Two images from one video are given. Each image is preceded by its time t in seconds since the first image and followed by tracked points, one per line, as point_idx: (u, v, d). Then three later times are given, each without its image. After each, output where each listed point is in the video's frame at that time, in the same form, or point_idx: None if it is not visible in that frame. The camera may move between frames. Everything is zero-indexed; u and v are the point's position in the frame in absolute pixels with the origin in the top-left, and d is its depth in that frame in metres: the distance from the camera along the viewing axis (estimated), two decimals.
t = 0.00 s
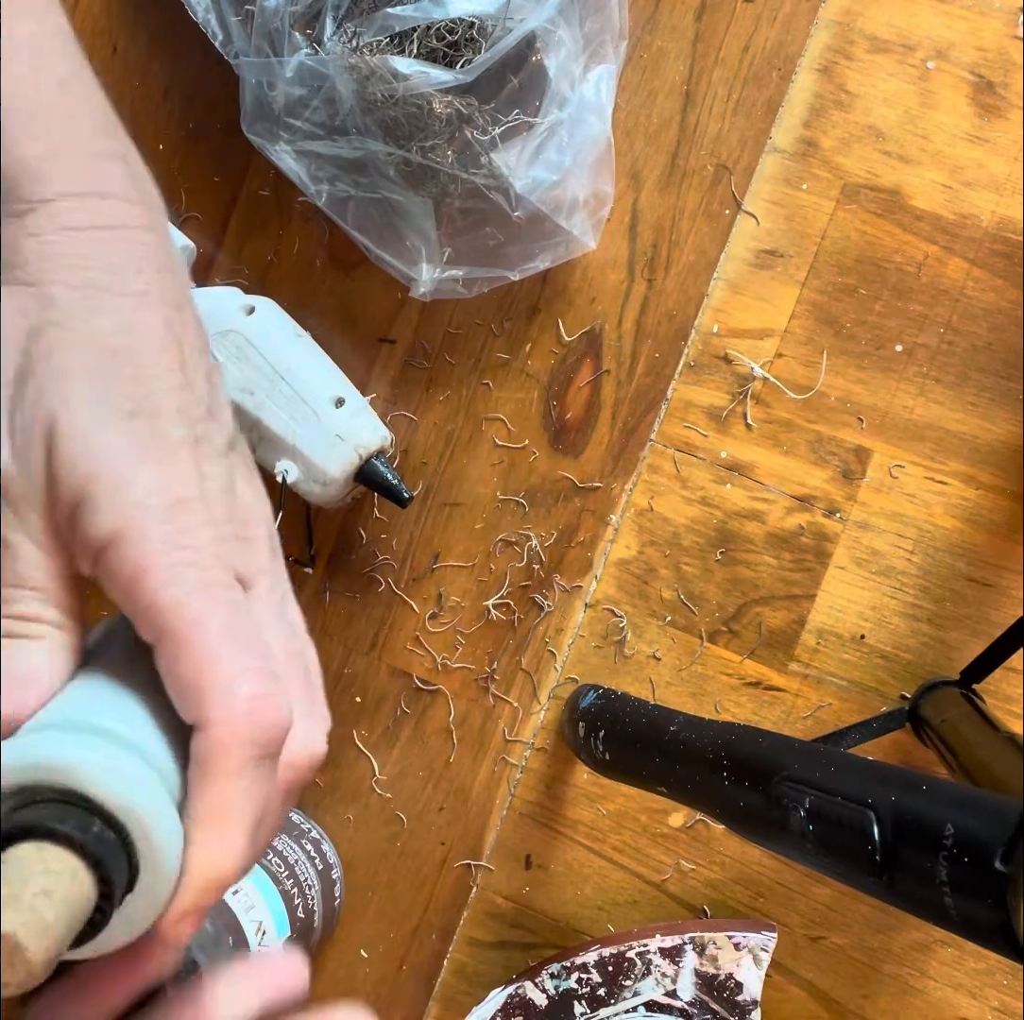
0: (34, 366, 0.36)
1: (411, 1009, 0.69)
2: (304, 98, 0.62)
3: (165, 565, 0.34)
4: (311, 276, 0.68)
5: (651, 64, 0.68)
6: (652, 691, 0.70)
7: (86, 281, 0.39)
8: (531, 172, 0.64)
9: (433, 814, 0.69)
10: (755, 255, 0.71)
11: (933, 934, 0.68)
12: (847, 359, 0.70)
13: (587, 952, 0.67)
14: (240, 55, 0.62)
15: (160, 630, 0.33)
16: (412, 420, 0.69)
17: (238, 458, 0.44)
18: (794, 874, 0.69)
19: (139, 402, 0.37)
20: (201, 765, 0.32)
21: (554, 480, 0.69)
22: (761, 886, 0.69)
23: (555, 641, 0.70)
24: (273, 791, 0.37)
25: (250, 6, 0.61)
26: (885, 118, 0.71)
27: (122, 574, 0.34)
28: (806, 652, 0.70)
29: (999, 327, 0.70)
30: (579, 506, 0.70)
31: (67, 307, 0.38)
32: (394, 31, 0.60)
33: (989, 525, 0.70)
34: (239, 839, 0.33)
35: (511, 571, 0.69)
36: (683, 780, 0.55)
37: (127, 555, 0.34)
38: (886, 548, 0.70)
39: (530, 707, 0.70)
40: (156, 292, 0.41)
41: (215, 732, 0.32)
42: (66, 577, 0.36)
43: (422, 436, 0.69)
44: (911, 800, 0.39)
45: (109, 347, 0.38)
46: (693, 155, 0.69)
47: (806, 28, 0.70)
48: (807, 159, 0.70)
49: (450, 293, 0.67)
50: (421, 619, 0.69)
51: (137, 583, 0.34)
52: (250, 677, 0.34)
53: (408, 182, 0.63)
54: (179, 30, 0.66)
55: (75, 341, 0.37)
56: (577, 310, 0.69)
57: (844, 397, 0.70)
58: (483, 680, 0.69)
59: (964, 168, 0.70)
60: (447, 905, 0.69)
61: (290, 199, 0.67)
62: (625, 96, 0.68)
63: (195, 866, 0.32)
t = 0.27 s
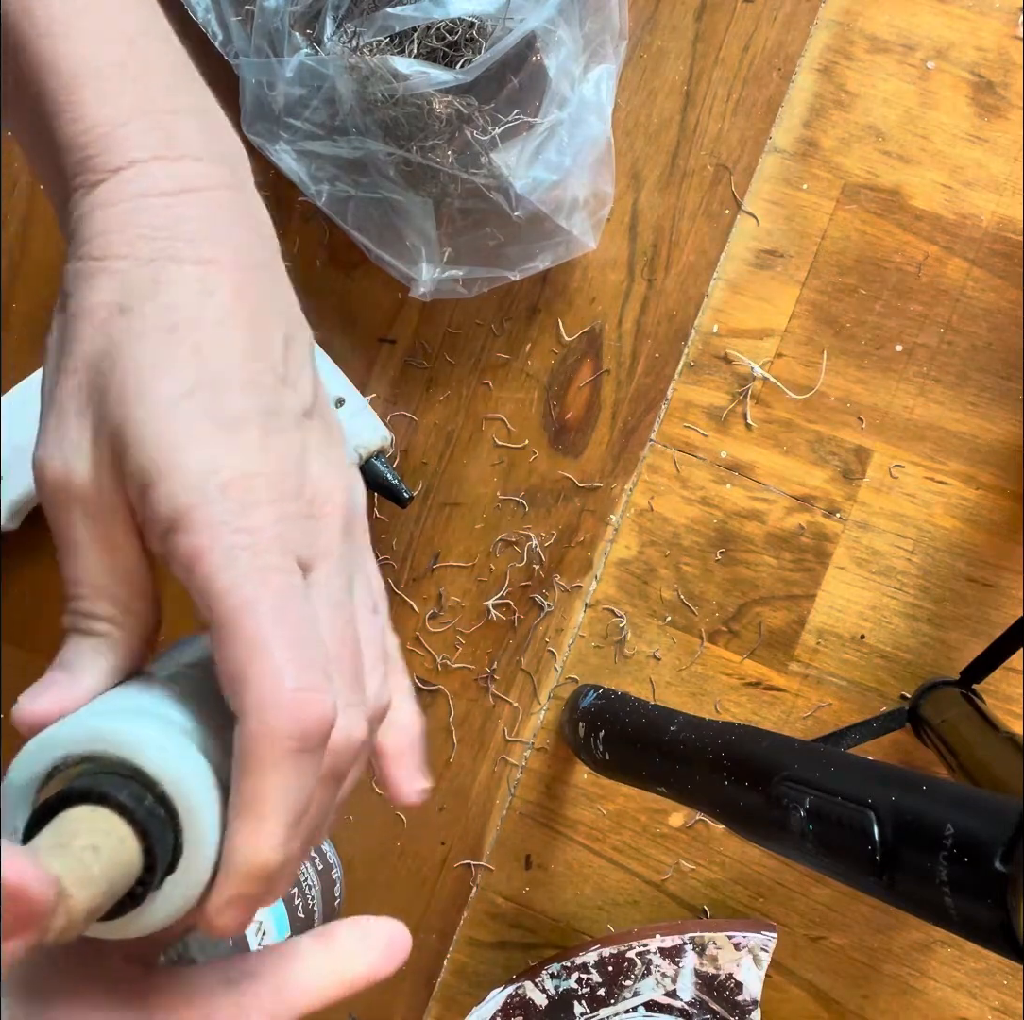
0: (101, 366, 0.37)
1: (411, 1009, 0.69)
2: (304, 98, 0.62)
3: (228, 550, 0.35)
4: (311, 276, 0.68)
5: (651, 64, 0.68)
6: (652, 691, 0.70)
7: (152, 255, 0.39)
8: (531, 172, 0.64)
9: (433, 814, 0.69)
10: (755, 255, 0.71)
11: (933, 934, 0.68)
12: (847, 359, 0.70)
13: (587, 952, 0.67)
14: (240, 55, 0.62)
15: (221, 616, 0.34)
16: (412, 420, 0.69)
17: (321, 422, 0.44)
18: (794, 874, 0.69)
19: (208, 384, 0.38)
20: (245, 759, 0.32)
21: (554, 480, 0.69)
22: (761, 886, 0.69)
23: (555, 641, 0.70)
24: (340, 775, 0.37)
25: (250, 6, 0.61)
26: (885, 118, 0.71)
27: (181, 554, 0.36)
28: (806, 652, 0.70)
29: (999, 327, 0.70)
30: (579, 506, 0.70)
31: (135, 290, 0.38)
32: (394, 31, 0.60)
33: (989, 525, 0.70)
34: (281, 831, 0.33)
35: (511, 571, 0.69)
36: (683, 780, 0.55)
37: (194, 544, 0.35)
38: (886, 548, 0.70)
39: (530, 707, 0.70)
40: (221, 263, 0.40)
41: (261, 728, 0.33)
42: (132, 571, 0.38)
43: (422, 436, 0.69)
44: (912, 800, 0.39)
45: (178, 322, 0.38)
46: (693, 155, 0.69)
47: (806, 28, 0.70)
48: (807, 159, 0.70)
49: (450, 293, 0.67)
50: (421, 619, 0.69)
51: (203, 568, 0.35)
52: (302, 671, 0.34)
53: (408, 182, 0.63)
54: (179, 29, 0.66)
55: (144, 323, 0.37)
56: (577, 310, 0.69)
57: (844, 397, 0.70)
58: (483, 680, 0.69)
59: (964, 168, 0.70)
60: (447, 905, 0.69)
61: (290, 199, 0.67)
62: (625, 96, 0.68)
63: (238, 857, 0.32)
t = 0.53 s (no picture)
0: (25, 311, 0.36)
1: (411, 1009, 0.69)
2: (304, 98, 0.62)
3: (74, 427, 0.30)
4: (311, 276, 0.68)
5: (651, 64, 0.68)
6: (652, 691, 0.70)
7: None
8: (531, 172, 0.64)
9: (433, 814, 0.69)
10: (755, 255, 0.71)
11: (933, 934, 0.68)
12: (847, 359, 0.70)
13: (587, 952, 0.67)
14: (240, 55, 0.62)
15: (54, 489, 0.29)
16: (412, 420, 0.69)
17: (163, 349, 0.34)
18: (794, 874, 0.69)
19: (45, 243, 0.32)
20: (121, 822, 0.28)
21: (554, 480, 0.69)
22: (761, 886, 0.69)
23: (555, 641, 0.70)
24: (255, 682, 0.34)
25: (250, 6, 0.61)
26: (885, 118, 0.71)
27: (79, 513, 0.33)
28: (806, 652, 0.70)
29: (999, 327, 0.70)
30: (579, 506, 0.70)
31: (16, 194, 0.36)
32: (394, 31, 0.60)
33: (989, 525, 0.70)
34: (179, 737, 0.29)
35: (511, 571, 0.69)
36: (683, 780, 0.55)
37: (28, 424, 0.30)
38: (886, 548, 0.70)
39: (530, 707, 0.70)
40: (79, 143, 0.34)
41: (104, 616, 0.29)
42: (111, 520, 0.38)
43: (422, 436, 0.69)
44: (912, 800, 0.39)
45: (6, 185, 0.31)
46: (693, 155, 0.69)
47: (806, 27, 0.70)
48: (807, 159, 0.70)
49: (450, 293, 0.67)
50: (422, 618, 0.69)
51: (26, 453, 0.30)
52: (151, 532, 0.30)
53: (408, 182, 0.63)
54: (180, 30, 0.66)
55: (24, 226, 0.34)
56: (577, 310, 0.69)
57: (844, 397, 0.70)
58: (483, 680, 0.69)
59: (964, 168, 0.70)
60: (447, 905, 0.69)
61: (290, 198, 0.67)
62: (625, 96, 0.68)
63: (127, 762, 0.28)
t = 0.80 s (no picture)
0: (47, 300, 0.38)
1: (411, 1009, 0.69)
2: (304, 98, 0.62)
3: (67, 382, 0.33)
4: (311, 275, 0.68)
5: (651, 64, 0.68)
6: (652, 691, 0.70)
7: None
8: (531, 172, 0.64)
9: (433, 814, 0.69)
10: (755, 255, 0.71)
11: (933, 934, 0.68)
12: (847, 359, 0.70)
13: (587, 951, 0.67)
14: (239, 54, 0.62)
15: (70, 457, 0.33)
16: (412, 420, 0.69)
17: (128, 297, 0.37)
18: (794, 874, 0.69)
19: (25, 203, 0.34)
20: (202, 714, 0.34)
21: (554, 480, 0.69)
22: (761, 886, 0.69)
23: (555, 641, 0.70)
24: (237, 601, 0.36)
25: (250, 6, 0.61)
26: (885, 118, 0.71)
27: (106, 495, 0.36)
28: (806, 653, 0.70)
29: (999, 327, 0.70)
30: (579, 506, 0.70)
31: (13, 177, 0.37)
32: (394, 31, 0.60)
33: (989, 525, 0.70)
34: (231, 634, 0.34)
35: (511, 571, 0.69)
36: (683, 780, 0.55)
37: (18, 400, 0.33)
38: (886, 548, 0.70)
39: (530, 707, 0.69)
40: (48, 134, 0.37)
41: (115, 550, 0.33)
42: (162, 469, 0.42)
43: (422, 436, 0.69)
44: (912, 800, 0.39)
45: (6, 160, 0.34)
46: (693, 155, 0.69)
47: (806, 27, 0.70)
48: (807, 159, 0.70)
49: (450, 292, 0.67)
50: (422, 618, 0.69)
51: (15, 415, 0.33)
52: (158, 463, 0.35)
53: (408, 182, 0.63)
54: (180, 29, 0.66)
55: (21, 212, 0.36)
56: (577, 310, 0.69)
57: (844, 397, 0.70)
58: (483, 680, 0.69)
59: (964, 168, 0.70)
60: (447, 905, 0.69)
61: (290, 198, 0.67)
62: (625, 96, 0.68)
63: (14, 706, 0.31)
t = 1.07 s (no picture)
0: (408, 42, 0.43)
1: (411, 1009, 0.69)
2: (304, 98, 0.64)
3: (588, 245, 0.43)
4: (311, 276, 0.68)
5: (651, 64, 0.68)
6: (652, 691, 0.70)
7: (456, 9, 0.42)
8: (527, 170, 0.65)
9: (433, 813, 0.69)
10: (755, 255, 0.71)
11: (932, 934, 0.68)
12: (847, 359, 0.70)
13: (587, 951, 0.67)
14: (241, 54, 0.63)
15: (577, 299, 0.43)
16: (412, 420, 0.69)
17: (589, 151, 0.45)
18: (794, 874, 0.69)
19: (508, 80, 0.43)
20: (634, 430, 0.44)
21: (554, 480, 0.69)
22: (761, 886, 0.69)
23: (555, 641, 0.70)
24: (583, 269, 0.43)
25: (250, 7, 0.63)
26: (885, 118, 0.71)
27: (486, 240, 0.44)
28: (806, 653, 0.70)
29: (999, 327, 0.70)
30: (579, 506, 0.69)
31: None
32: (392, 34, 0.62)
33: (990, 525, 0.70)
34: (674, 365, 0.44)
35: (511, 571, 0.69)
36: (683, 780, 0.55)
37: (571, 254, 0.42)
38: (886, 548, 0.70)
39: (530, 707, 0.69)
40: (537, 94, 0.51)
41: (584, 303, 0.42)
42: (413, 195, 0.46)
43: (422, 437, 0.69)
44: (912, 800, 0.39)
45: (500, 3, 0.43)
46: (693, 154, 0.69)
47: (806, 27, 0.70)
48: (807, 159, 0.70)
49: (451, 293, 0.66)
50: (422, 619, 0.69)
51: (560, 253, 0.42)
52: (651, 324, 0.43)
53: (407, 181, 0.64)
54: (180, 29, 0.66)
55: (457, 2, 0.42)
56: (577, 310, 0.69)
57: (844, 397, 0.70)
58: (483, 680, 0.69)
59: (964, 168, 0.70)
60: (447, 905, 0.69)
61: (291, 198, 0.67)
62: (625, 96, 0.68)
63: None
